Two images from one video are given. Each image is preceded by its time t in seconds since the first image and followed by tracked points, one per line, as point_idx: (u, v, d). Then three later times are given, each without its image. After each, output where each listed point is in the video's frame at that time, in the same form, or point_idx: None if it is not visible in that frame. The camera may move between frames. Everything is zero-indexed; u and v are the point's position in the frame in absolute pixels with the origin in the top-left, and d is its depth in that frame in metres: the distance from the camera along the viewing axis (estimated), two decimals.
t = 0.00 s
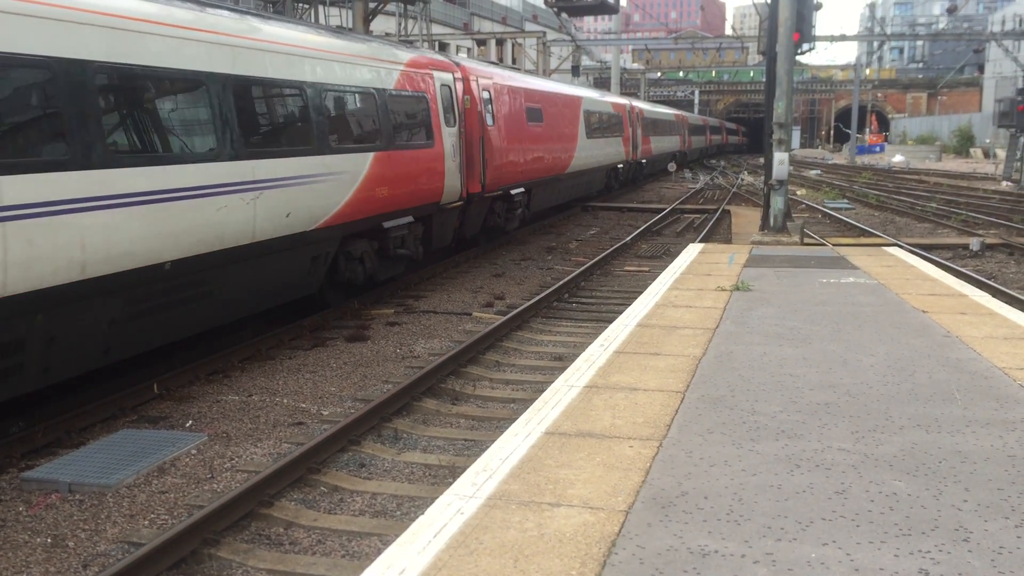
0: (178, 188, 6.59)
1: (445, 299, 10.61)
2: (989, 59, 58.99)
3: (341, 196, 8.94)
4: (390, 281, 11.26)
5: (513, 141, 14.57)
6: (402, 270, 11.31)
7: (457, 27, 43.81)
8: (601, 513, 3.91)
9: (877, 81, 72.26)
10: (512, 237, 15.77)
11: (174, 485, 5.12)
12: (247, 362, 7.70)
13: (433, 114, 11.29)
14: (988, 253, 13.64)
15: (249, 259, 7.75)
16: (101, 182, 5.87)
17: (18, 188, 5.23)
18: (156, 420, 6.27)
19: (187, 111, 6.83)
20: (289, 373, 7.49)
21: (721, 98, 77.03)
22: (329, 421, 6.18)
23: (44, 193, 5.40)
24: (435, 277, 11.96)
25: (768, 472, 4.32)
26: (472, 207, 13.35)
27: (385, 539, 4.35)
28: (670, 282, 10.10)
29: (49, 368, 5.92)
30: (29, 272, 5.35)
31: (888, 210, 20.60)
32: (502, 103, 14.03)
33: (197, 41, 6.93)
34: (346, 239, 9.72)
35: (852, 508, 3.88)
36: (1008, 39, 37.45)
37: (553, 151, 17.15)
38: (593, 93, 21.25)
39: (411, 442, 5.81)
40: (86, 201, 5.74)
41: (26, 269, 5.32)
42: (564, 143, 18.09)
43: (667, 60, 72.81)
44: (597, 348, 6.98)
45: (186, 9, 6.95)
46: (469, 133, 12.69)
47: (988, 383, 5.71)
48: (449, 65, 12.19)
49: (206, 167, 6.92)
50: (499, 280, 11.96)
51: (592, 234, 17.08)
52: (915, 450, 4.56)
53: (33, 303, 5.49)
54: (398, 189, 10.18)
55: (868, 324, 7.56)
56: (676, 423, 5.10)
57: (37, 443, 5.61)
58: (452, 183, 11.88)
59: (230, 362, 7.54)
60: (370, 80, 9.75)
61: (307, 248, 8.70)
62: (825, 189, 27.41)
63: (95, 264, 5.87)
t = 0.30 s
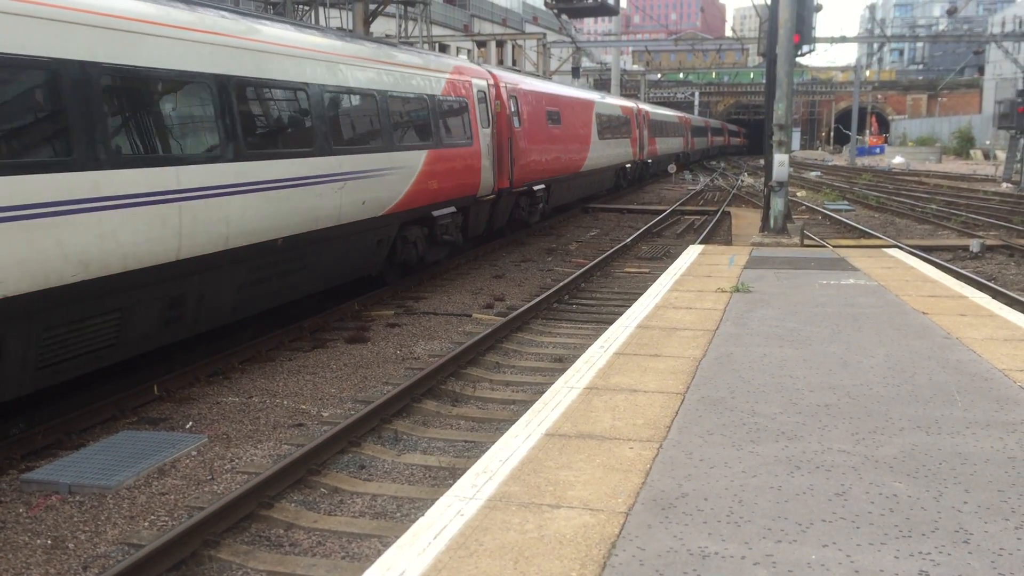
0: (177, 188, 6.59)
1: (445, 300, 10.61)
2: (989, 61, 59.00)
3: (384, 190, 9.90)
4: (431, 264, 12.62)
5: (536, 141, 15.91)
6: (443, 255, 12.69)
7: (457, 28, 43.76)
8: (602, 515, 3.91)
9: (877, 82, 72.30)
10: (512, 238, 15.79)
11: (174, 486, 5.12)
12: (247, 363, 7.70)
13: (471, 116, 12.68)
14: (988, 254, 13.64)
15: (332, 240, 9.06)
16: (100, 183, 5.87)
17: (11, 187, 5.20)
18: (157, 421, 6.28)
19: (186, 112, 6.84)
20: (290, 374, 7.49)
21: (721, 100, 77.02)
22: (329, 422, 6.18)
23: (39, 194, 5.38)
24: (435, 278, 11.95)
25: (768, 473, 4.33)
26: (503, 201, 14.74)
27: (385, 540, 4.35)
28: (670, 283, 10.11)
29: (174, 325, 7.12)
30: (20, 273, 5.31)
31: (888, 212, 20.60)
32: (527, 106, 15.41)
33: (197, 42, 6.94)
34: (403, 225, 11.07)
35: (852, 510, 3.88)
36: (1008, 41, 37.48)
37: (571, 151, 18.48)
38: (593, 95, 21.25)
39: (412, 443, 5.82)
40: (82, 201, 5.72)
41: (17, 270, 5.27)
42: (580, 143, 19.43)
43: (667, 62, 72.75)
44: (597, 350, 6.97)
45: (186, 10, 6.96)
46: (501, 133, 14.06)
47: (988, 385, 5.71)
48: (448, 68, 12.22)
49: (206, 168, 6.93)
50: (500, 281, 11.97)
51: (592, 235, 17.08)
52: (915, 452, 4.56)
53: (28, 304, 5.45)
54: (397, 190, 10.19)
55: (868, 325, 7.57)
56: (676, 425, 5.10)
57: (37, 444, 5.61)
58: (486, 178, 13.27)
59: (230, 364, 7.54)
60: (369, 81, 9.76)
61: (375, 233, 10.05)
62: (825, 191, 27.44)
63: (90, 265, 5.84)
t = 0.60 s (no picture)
0: (177, 190, 6.59)
1: (446, 302, 10.61)
2: (990, 62, 58.96)
3: (385, 192, 9.91)
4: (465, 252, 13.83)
5: (557, 144, 17.20)
6: (476, 244, 13.94)
7: (458, 30, 43.74)
8: (603, 516, 3.91)
9: (878, 83, 72.27)
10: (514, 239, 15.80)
11: (176, 487, 5.12)
12: (248, 364, 7.70)
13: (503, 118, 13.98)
14: (989, 255, 13.63)
15: (388, 222, 10.17)
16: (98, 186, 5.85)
17: (9, 190, 5.18)
18: (158, 422, 6.28)
19: (186, 114, 6.84)
20: (291, 375, 7.49)
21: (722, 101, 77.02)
22: (330, 424, 6.19)
23: (38, 196, 5.36)
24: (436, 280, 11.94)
25: (770, 475, 4.32)
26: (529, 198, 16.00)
27: (387, 542, 4.35)
28: (671, 284, 10.11)
29: (264, 293, 8.20)
30: (20, 276, 5.31)
31: (889, 213, 20.60)
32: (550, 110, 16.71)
33: (197, 44, 6.95)
34: (447, 216, 12.41)
35: (854, 511, 3.88)
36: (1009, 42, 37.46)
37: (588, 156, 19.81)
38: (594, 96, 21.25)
39: (413, 444, 5.82)
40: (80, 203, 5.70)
41: (17, 273, 5.27)
42: (594, 150, 20.73)
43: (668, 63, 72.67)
44: (598, 351, 6.97)
45: (186, 12, 6.97)
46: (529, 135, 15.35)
47: (990, 386, 5.71)
48: (449, 70, 12.25)
49: (206, 170, 6.93)
50: (501, 283, 11.97)
51: (594, 236, 17.09)
52: (916, 453, 4.56)
53: (28, 307, 5.45)
54: (398, 191, 10.19)
55: (869, 327, 7.56)
56: (677, 426, 5.10)
57: (39, 446, 5.61)
58: (515, 175, 14.54)
59: (231, 365, 7.54)
60: (370, 83, 9.76)
61: (422, 219, 11.20)
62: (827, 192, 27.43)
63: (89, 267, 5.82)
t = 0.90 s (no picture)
0: (176, 192, 6.58)
1: (446, 303, 10.61)
2: (990, 63, 58.96)
3: (385, 193, 9.91)
4: (490, 242, 15.13)
5: (573, 144, 18.49)
6: (504, 235, 15.27)
7: (458, 32, 43.72)
8: (604, 517, 3.91)
9: (878, 84, 72.30)
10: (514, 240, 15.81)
11: (176, 489, 5.12)
12: (248, 366, 7.69)
13: (527, 119, 15.30)
14: (989, 256, 13.63)
15: (435, 213, 11.50)
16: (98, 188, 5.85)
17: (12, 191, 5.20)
18: (158, 424, 6.28)
19: (186, 115, 6.84)
20: (291, 377, 7.48)
21: (722, 103, 77.01)
22: (330, 425, 6.19)
23: (36, 198, 5.35)
24: (436, 281, 11.94)
25: (770, 475, 4.33)
26: (549, 193, 17.34)
27: (387, 543, 4.35)
28: (671, 285, 10.11)
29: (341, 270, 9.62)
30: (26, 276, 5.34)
31: (889, 214, 20.60)
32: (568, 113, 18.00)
33: (196, 45, 6.95)
34: (482, 210, 13.78)
35: (855, 512, 3.88)
36: (1009, 43, 37.48)
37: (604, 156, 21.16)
38: (594, 97, 21.26)
39: (414, 446, 5.82)
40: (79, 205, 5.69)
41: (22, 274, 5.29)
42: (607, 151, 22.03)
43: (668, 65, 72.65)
44: (599, 352, 6.98)
45: (184, 14, 6.98)
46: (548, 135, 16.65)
47: (991, 387, 5.71)
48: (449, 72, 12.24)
49: (205, 171, 6.93)
50: (501, 284, 11.98)
51: (594, 237, 17.10)
52: (917, 454, 4.56)
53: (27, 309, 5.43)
54: (398, 192, 10.20)
55: (870, 327, 7.57)
56: (678, 427, 5.10)
57: (39, 447, 5.62)
58: (537, 172, 15.83)
59: (231, 367, 7.54)
60: (370, 84, 9.77)
61: (460, 212, 12.54)
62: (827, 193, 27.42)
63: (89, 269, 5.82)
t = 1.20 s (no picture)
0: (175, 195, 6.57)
1: (446, 305, 10.62)
2: (989, 65, 58.97)
3: (385, 195, 9.92)
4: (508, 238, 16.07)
5: (587, 146, 19.77)
6: (526, 229, 16.59)
7: (458, 33, 43.77)
8: (604, 519, 3.91)
9: (877, 86, 72.35)
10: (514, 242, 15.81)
11: (176, 491, 5.12)
12: (248, 368, 7.70)
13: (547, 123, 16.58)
14: (989, 258, 13.63)
15: (473, 205, 12.90)
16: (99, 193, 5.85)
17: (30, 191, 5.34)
18: (158, 426, 6.28)
19: (188, 119, 6.86)
20: (291, 379, 7.49)
21: (722, 104, 77.07)
22: (330, 427, 6.19)
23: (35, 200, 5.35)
24: (436, 282, 11.95)
25: (770, 477, 4.33)
26: (565, 191, 18.57)
27: (388, 544, 4.35)
28: (671, 286, 10.12)
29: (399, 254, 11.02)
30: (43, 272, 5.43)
31: (889, 215, 20.60)
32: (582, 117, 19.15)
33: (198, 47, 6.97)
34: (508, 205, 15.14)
35: (855, 514, 3.88)
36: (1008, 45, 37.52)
37: (615, 155, 22.37)
38: (594, 98, 21.28)
39: (413, 447, 5.82)
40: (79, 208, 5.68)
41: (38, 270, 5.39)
42: (618, 149, 23.25)
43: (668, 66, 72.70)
44: (599, 354, 6.98)
45: (183, 15, 7.00)
46: (564, 138, 17.80)
47: (991, 388, 5.71)
48: (448, 74, 12.25)
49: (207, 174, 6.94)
50: (501, 285, 11.98)
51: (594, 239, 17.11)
52: (917, 456, 4.55)
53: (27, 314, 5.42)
54: (397, 194, 10.19)
55: (869, 329, 7.57)
56: (678, 428, 5.10)
57: (40, 449, 5.62)
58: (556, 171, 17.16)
59: (231, 369, 7.54)
60: (370, 86, 9.77)
61: (491, 205, 13.88)
62: (827, 194, 27.44)
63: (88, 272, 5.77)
